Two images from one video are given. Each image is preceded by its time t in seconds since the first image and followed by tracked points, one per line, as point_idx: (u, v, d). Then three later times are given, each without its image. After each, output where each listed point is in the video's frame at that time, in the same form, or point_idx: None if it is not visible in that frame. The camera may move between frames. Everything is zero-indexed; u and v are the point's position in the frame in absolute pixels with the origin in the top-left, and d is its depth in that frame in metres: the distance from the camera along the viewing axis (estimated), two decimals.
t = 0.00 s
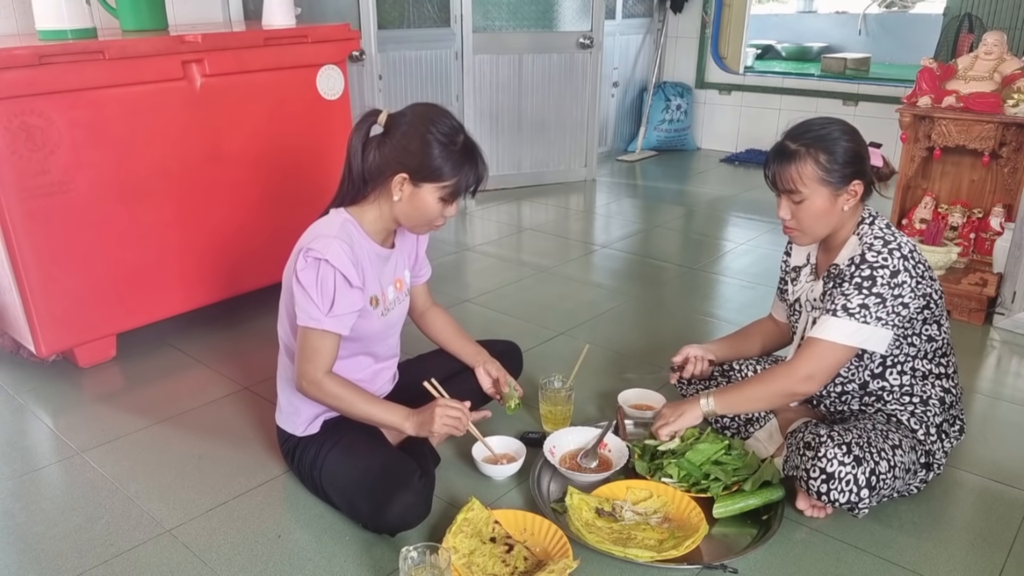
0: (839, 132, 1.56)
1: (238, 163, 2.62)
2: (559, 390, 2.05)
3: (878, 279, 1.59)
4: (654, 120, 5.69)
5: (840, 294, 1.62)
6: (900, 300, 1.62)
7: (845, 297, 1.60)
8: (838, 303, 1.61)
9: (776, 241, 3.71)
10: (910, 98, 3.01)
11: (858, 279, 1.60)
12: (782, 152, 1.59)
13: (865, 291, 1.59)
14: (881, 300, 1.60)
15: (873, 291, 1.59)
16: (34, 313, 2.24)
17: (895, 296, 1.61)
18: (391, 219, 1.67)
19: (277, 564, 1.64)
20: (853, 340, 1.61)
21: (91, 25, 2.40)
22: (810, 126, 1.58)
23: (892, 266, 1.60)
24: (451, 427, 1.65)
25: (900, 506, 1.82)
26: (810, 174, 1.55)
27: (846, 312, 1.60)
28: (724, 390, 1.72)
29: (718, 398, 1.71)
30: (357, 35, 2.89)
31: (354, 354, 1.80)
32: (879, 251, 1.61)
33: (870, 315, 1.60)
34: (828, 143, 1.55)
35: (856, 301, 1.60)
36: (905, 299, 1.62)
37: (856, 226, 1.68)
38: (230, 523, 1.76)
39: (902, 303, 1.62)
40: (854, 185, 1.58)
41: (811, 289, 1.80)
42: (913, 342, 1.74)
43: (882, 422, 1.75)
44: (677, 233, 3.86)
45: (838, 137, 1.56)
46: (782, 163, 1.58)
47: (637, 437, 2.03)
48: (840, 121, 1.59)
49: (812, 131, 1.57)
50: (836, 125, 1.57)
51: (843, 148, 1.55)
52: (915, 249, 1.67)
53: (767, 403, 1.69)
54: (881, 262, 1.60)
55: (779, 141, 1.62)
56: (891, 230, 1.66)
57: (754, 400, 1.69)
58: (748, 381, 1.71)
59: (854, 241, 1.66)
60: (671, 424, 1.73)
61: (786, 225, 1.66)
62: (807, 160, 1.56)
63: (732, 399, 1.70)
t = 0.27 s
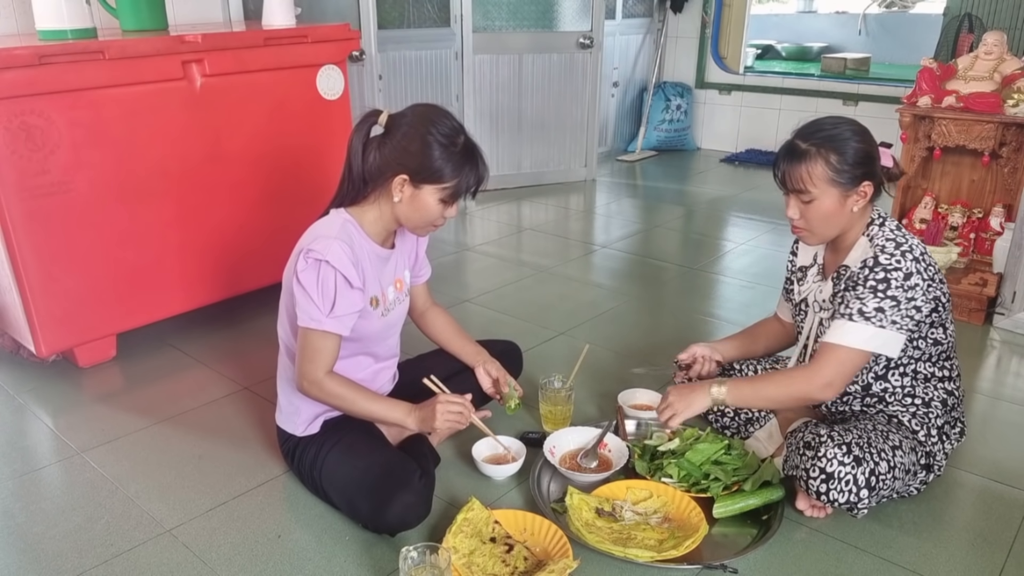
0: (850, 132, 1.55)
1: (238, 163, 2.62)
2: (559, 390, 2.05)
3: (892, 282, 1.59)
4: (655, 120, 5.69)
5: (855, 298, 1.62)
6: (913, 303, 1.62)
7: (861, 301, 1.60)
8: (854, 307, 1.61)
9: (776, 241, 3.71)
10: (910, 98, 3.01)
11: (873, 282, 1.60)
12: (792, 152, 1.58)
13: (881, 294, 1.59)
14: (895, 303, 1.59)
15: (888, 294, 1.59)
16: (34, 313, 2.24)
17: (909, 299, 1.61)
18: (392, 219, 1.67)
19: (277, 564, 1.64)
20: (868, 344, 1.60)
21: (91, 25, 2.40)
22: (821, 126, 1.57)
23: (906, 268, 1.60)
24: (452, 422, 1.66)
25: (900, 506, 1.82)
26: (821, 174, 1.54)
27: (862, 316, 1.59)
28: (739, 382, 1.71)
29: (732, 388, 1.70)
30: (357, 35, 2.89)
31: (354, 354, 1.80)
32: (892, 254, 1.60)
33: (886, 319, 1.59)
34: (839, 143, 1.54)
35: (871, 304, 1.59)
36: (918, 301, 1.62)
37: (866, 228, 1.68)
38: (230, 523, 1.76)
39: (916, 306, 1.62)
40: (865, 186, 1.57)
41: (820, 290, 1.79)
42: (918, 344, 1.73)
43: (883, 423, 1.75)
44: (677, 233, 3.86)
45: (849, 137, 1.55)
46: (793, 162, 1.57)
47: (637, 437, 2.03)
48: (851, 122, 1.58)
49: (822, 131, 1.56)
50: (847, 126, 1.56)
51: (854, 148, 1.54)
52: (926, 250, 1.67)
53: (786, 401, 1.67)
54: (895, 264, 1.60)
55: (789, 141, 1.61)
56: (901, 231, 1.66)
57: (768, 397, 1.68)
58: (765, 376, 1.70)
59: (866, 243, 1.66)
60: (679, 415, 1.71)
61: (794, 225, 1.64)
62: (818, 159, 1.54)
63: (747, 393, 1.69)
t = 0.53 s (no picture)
0: (865, 134, 1.54)
1: (238, 163, 2.62)
2: (559, 390, 2.05)
3: (921, 292, 1.59)
4: (654, 120, 5.69)
5: (887, 313, 1.61)
6: (941, 309, 1.62)
7: (894, 316, 1.60)
8: (888, 323, 1.60)
9: (776, 241, 3.71)
10: (910, 98, 3.01)
11: (902, 295, 1.59)
12: (807, 153, 1.56)
13: (913, 307, 1.59)
14: (927, 312, 1.59)
15: (919, 305, 1.59)
16: (34, 313, 2.24)
17: (937, 306, 1.61)
18: (392, 219, 1.67)
19: (277, 564, 1.64)
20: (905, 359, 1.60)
21: (91, 25, 2.40)
22: (834, 127, 1.56)
23: (931, 276, 1.59)
24: (451, 434, 1.64)
25: (900, 506, 1.82)
26: (836, 176, 1.53)
27: (898, 331, 1.59)
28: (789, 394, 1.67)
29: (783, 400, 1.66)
30: (358, 35, 2.89)
31: (354, 355, 1.80)
32: (916, 261, 1.60)
33: (920, 330, 1.59)
34: (853, 145, 1.52)
35: (905, 318, 1.59)
36: (944, 307, 1.63)
37: (878, 233, 1.67)
38: (230, 523, 1.76)
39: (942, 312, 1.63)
40: (879, 190, 1.55)
41: (832, 296, 1.77)
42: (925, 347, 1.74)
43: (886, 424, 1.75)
44: (677, 233, 3.86)
45: (862, 139, 1.53)
46: (807, 164, 1.56)
47: (637, 437, 2.03)
48: (864, 124, 1.57)
49: (836, 133, 1.55)
50: (860, 128, 1.55)
51: (868, 151, 1.52)
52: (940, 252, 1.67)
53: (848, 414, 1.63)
54: (919, 273, 1.59)
55: (802, 142, 1.59)
56: (915, 234, 1.66)
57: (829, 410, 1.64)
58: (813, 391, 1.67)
59: (882, 248, 1.65)
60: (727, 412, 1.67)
61: (805, 228, 1.62)
62: (833, 161, 1.53)
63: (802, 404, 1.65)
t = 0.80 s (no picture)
0: (877, 140, 1.54)
1: (239, 163, 2.62)
2: (559, 390, 2.05)
3: (930, 305, 1.59)
4: (655, 120, 5.69)
5: (895, 327, 1.61)
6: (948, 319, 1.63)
7: (903, 330, 1.60)
8: (897, 336, 1.60)
9: (776, 241, 3.71)
10: (910, 98, 3.01)
11: (911, 308, 1.59)
12: (818, 158, 1.56)
13: (921, 320, 1.59)
14: (936, 325, 1.60)
15: (928, 318, 1.59)
16: (34, 313, 2.24)
17: (945, 317, 1.61)
18: (391, 219, 1.67)
19: (277, 564, 1.64)
20: (916, 372, 1.60)
21: (91, 25, 2.40)
22: (846, 133, 1.56)
23: (940, 288, 1.59)
24: (446, 427, 1.64)
25: (900, 506, 1.82)
26: (847, 182, 1.53)
27: (907, 345, 1.59)
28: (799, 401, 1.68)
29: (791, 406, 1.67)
30: (358, 35, 2.89)
31: (353, 355, 1.80)
32: (925, 273, 1.60)
33: (929, 343, 1.60)
34: (865, 151, 1.52)
35: (913, 331, 1.59)
36: (951, 318, 1.63)
37: (888, 239, 1.67)
38: (230, 523, 1.76)
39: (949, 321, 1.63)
40: (890, 197, 1.55)
41: (838, 302, 1.76)
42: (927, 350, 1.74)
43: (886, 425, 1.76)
44: (677, 233, 3.86)
45: (874, 145, 1.53)
46: (819, 169, 1.55)
47: (636, 437, 2.03)
48: (877, 129, 1.56)
49: (848, 138, 1.55)
50: (873, 134, 1.54)
51: (880, 157, 1.52)
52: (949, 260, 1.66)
53: (856, 424, 1.63)
54: (929, 286, 1.59)
55: (814, 146, 1.59)
56: (924, 242, 1.65)
57: (837, 420, 1.63)
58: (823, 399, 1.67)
59: (892, 255, 1.65)
60: (734, 416, 1.69)
61: (813, 233, 1.62)
62: (845, 167, 1.53)
63: (809, 412, 1.65)
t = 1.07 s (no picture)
0: (887, 147, 1.53)
1: (239, 163, 2.62)
2: (559, 390, 2.05)
3: (935, 311, 1.59)
4: (655, 120, 5.69)
5: (899, 332, 1.61)
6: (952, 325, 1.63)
7: (906, 335, 1.60)
8: (900, 341, 1.60)
9: (776, 241, 3.71)
10: (910, 98, 3.01)
11: (915, 314, 1.59)
12: (828, 163, 1.56)
13: (925, 326, 1.59)
14: (940, 331, 1.60)
15: (932, 324, 1.59)
16: (34, 313, 2.24)
17: (950, 323, 1.61)
18: (389, 218, 1.67)
19: (277, 564, 1.64)
20: (918, 377, 1.60)
21: (91, 25, 2.40)
22: (856, 137, 1.55)
23: (945, 294, 1.59)
24: (441, 429, 1.64)
25: (900, 506, 1.82)
26: (856, 189, 1.53)
27: (910, 350, 1.59)
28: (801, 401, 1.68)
29: (793, 407, 1.67)
30: (358, 35, 2.89)
31: (352, 355, 1.80)
32: (931, 278, 1.60)
33: (932, 349, 1.60)
34: (875, 158, 1.52)
35: (917, 337, 1.59)
36: (955, 324, 1.64)
37: (893, 244, 1.67)
38: (230, 523, 1.76)
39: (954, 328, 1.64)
40: (898, 206, 1.56)
41: (841, 305, 1.76)
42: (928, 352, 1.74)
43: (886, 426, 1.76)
44: (677, 233, 3.86)
45: (884, 152, 1.53)
46: (828, 174, 1.55)
47: (636, 437, 2.03)
48: (888, 135, 1.56)
49: (858, 143, 1.54)
50: (883, 140, 1.54)
51: (889, 165, 1.52)
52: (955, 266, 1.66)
53: (857, 425, 1.63)
54: (935, 291, 1.59)
55: (823, 150, 1.59)
56: (930, 246, 1.66)
57: (837, 422, 1.64)
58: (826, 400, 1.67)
59: (897, 259, 1.64)
60: (736, 415, 1.69)
61: (818, 237, 1.62)
62: (854, 173, 1.52)
63: (810, 413, 1.65)
